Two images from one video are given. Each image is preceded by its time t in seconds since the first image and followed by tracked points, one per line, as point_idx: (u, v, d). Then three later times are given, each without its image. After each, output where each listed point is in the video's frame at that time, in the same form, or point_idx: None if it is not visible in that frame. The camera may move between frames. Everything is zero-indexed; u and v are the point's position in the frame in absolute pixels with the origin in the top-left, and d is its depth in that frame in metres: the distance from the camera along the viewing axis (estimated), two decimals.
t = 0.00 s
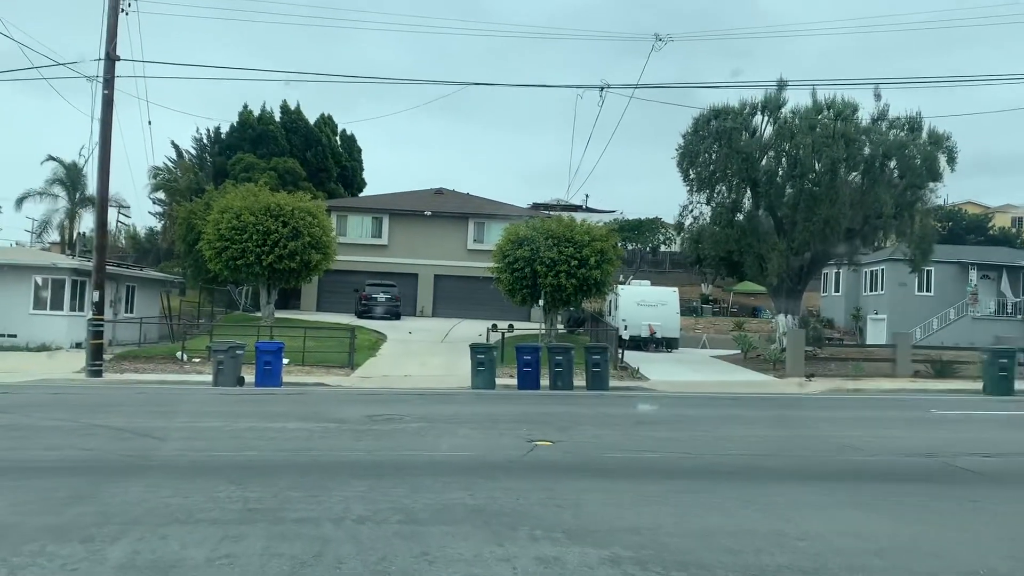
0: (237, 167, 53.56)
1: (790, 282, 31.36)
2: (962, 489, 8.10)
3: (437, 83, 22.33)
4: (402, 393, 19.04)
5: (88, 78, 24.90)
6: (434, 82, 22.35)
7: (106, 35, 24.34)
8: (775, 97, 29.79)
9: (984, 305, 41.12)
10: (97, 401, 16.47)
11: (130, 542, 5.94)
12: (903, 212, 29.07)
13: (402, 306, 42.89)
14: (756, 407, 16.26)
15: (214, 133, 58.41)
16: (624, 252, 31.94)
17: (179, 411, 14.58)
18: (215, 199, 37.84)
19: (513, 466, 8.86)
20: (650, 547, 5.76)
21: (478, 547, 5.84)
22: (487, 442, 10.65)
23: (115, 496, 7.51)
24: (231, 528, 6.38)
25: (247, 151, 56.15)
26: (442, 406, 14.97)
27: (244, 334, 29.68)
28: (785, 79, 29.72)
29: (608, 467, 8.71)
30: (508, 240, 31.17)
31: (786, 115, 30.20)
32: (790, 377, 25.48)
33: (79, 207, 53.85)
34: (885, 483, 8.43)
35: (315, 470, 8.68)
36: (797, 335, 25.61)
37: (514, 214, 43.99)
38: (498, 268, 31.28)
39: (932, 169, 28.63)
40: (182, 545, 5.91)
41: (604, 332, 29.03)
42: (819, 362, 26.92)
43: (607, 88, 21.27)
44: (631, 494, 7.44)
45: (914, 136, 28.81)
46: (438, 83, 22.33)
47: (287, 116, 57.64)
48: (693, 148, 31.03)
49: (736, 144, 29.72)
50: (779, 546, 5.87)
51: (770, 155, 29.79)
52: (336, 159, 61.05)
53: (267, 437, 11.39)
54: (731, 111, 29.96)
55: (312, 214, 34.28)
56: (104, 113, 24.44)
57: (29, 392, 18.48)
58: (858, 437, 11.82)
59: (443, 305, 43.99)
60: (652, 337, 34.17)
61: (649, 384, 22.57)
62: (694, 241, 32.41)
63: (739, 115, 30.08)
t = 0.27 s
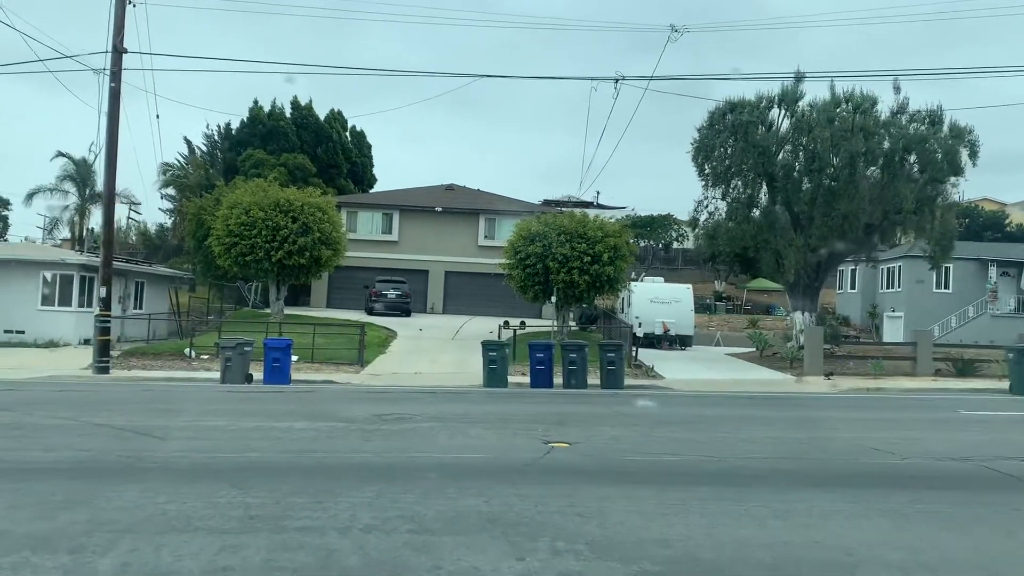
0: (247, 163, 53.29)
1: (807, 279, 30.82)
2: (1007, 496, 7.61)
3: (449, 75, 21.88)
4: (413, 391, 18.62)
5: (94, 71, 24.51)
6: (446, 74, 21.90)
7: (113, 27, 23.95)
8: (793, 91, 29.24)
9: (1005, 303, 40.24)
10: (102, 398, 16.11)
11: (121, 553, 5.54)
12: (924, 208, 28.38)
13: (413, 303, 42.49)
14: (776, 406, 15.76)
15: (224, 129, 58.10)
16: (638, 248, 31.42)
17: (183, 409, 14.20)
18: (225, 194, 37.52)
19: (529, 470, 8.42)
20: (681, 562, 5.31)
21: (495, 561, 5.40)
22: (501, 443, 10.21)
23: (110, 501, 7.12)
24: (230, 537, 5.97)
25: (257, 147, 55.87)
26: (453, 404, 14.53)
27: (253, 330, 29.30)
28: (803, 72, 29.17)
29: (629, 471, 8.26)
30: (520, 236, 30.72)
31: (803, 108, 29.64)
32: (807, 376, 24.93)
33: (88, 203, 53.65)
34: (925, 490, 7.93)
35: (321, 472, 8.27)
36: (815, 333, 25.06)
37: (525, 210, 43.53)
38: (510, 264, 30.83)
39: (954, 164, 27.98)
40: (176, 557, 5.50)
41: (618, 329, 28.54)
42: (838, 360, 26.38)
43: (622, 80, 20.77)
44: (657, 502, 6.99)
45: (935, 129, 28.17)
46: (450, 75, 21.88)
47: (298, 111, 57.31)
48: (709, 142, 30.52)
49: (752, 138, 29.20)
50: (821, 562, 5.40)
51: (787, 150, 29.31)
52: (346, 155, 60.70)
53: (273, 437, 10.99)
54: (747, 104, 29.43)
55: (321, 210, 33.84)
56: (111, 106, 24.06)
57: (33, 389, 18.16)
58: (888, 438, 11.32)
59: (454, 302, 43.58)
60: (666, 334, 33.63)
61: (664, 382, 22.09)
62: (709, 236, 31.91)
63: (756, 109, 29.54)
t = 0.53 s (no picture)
0: (263, 162, 53.08)
1: (831, 278, 30.22)
2: None
3: (466, 69, 21.39)
4: (429, 393, 18.15)
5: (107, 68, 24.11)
6: (463, 68, 21.41)
7: (126, 22, 23.56)
8: (816, 86, 28.63)
9: None
10: (112, 398, 15.74)
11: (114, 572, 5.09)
12: (952, 206, 27.66)
13: (428, 302, 42.08)
14: (805, 409, 15.19)
15: (240, 129, 57.91)
16: (658, 247, 30.83)
17: (192, 411, 13.79)
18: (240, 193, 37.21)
19: (553, 478, 7.92)
20: None
21: None
22: (522, 448, 9.72)
23: (109, 510, 6.70)
24: (234, 553, 5.51)
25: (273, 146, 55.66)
26: (470, 406, 14.06)
27: (268, 330, 28.95)
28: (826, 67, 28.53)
29: (658, 480, 7.76)
30: (538, 235, 30.23)
31: (827, 104, 29.01)
32: (832, 377, 24.32)
33: (104, 203, 53.59)
34: (979, 502, 7.38)
35: (332, 479, 7.82)
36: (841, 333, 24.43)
37: (542, 208, 43.03)
38: (527, 263, 30.33)
39: (983, 160, 27.24)
40: None
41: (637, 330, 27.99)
42: (864, 361, 25.74)
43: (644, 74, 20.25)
44: (694, 515, 6.48)
45: (964, 125, 27.44)
46: (468, 69, 21.39)
47: (314, 111, 57.09)
48: (730, 139, 29.96)
49: (775, 134, 28.61)
50: None
51: (811, 146, 28.72)
52: (362, 155, 60.40)
53: (283, 441, 10.56)
54: (770, 100, 28.83)
55: (337, 209, 33.34)
56: (124, 103, 23.69)
57: (43, 389, 17.81)
58: (928, 445, 10.75)
59: (470, 302, 43.13)
60: (685, 335, 33.05)
61: (686, 384, 21.53)
62: (731, 235, 31.35)
63: (778, 105, 28.92)
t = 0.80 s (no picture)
0: (287, 165, 52.98)
1: (865, 280, 29.48)
2: None
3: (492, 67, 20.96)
4: (453, 398, 17.66)
5: (130, 68, 23.86)
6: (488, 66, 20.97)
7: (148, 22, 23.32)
8: (849, 84, 27.93)
9: None
10: (131, 402, 15.42)
11: None
12: (992, 206, 26.80)
13: (451, 306, 41.64)
14: (845, 417, 14.57)
15: (263, 132, 57.88)
16: (686, 249, 30.16)
17: (211, 416, 13.41)
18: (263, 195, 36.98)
19: (588, 492, 7.43)
20: None
21: None
22: (554, 458, 9.24)
23: (116, 523, 6.29)
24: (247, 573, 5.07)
25: (296, 149, 55.56)
26: (497, 412, 13.57)
27: (289, 333, 28.60)
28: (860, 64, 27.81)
29: (702, 494, 7.24)
30: (563, 237, 29.68)
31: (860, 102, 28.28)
32: (868, 383, 23.60)
33: (129, 206, 53.69)
34: None
35: (352, 491, 7.36)
36: (877, 338, 23.70)
37: (566, 210, 42.50)
38: (552, 265, 29.78)
39: None
40: None
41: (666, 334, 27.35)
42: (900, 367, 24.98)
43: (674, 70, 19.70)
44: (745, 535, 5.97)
45: (1003, 122, 26.59)
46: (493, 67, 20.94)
47: (338, 114, 56.97)
48: (759, 138, 29.29)
49: (807, 133, 27.91)
50: None
51: (844, 146, 28.04)
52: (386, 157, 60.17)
53: (304, 448, 10.13)
54: (801, 99, 28.16)
55: (359, 211, 32.89)
56: (146, 103, 23.45)
57: (62, 393, 17.55)
58: (982, 456, 10.14)
59: (493, 305, 42.66)
60: (713, 339, 32.37)
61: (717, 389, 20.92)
62: (761, 237, 30.70)
63: (810, 103, 28.23)
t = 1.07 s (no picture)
0: (319, 172, 52.99)
1: (910, 287, 28.56)
2: None
3: (526, 70, 20.54)
4: (487, 408, 17.22)
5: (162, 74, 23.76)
6: (523, 69, 20.55)
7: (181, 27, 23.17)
8: (892, 85, 27.09)
9: None
10: (161, 410, 15.15)
11: None
12: None
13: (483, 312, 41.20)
14: (897, 430, 13.91)
15: (296, 139, 58.00)
16: (723, 254, 29.44)
17: (241, 425, 13.10)
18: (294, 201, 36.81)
19: (641, 516, 6.96)
20: None
21: None
22: (599, 475, 8.76)
23: (136, 544, 5.94)
24: None
25: (328, 157, 55.58)
26: (534, 424, 13.11)
27: (321, 340, 28.34)
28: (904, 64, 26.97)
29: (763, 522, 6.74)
30: (597, 242, 29.10)
31: (903, 104, 27.43)
32: (915, 394, 22.75)
33: (163, 214, 53.98)
34: None
35: (386, 508, 6.97)
36: (924, 346, 22.85)
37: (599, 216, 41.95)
38: (586, 272, 29.22)
39: None
40: None
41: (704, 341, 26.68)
42: (948, 376, 24.11)
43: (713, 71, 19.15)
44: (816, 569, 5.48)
45: None
46: (527, 70, 20.53)
47: (370, 121, 56.95)
48: (799, 141, 28.51)
49: (850, 135, 27.06)
50: None
51: (887, 148, 27.18)
52: (417, 164, 60.01)
53: (336, 461, 9.74)
54: (843, 100, 27.35)
55: (391, 216, 32.51)
56: (179, 109, 23.28)
57: (94, 401, 17.37)
58: None
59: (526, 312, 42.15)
60: (751, 346, 31.58)
61: (758, 399, 20.26)
62: (801, 242, 29.92)
63: (852, 105, 27.41)
